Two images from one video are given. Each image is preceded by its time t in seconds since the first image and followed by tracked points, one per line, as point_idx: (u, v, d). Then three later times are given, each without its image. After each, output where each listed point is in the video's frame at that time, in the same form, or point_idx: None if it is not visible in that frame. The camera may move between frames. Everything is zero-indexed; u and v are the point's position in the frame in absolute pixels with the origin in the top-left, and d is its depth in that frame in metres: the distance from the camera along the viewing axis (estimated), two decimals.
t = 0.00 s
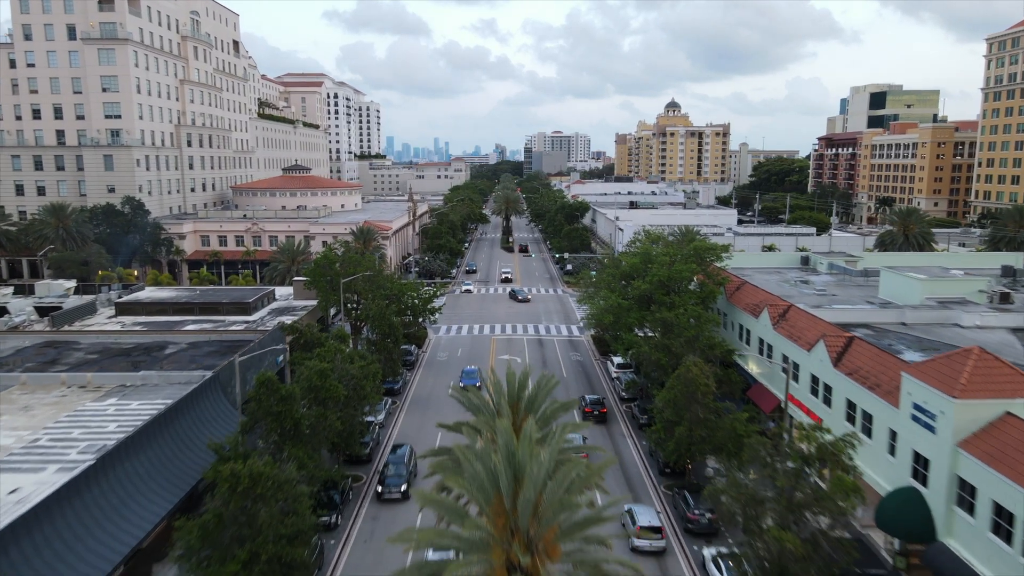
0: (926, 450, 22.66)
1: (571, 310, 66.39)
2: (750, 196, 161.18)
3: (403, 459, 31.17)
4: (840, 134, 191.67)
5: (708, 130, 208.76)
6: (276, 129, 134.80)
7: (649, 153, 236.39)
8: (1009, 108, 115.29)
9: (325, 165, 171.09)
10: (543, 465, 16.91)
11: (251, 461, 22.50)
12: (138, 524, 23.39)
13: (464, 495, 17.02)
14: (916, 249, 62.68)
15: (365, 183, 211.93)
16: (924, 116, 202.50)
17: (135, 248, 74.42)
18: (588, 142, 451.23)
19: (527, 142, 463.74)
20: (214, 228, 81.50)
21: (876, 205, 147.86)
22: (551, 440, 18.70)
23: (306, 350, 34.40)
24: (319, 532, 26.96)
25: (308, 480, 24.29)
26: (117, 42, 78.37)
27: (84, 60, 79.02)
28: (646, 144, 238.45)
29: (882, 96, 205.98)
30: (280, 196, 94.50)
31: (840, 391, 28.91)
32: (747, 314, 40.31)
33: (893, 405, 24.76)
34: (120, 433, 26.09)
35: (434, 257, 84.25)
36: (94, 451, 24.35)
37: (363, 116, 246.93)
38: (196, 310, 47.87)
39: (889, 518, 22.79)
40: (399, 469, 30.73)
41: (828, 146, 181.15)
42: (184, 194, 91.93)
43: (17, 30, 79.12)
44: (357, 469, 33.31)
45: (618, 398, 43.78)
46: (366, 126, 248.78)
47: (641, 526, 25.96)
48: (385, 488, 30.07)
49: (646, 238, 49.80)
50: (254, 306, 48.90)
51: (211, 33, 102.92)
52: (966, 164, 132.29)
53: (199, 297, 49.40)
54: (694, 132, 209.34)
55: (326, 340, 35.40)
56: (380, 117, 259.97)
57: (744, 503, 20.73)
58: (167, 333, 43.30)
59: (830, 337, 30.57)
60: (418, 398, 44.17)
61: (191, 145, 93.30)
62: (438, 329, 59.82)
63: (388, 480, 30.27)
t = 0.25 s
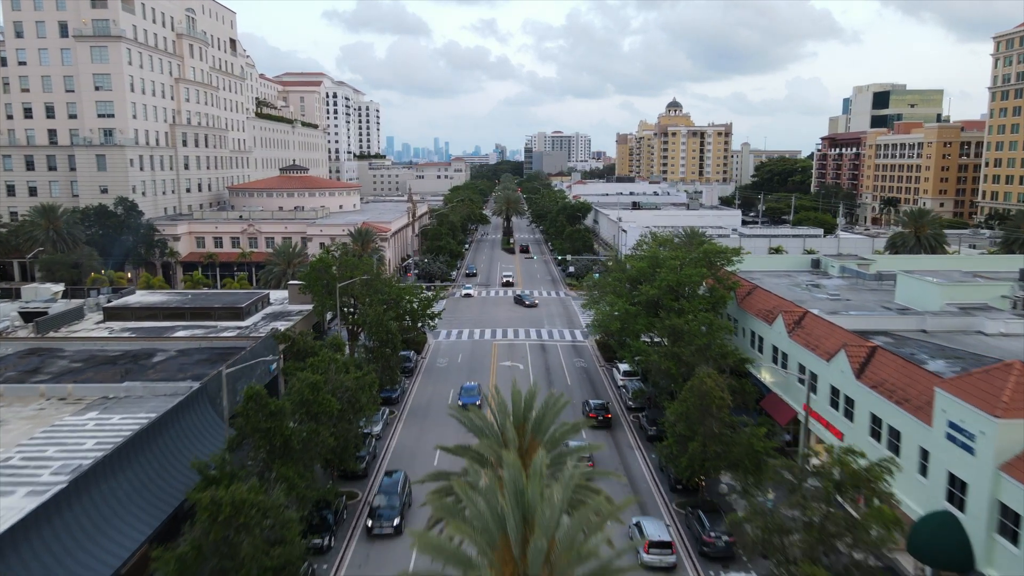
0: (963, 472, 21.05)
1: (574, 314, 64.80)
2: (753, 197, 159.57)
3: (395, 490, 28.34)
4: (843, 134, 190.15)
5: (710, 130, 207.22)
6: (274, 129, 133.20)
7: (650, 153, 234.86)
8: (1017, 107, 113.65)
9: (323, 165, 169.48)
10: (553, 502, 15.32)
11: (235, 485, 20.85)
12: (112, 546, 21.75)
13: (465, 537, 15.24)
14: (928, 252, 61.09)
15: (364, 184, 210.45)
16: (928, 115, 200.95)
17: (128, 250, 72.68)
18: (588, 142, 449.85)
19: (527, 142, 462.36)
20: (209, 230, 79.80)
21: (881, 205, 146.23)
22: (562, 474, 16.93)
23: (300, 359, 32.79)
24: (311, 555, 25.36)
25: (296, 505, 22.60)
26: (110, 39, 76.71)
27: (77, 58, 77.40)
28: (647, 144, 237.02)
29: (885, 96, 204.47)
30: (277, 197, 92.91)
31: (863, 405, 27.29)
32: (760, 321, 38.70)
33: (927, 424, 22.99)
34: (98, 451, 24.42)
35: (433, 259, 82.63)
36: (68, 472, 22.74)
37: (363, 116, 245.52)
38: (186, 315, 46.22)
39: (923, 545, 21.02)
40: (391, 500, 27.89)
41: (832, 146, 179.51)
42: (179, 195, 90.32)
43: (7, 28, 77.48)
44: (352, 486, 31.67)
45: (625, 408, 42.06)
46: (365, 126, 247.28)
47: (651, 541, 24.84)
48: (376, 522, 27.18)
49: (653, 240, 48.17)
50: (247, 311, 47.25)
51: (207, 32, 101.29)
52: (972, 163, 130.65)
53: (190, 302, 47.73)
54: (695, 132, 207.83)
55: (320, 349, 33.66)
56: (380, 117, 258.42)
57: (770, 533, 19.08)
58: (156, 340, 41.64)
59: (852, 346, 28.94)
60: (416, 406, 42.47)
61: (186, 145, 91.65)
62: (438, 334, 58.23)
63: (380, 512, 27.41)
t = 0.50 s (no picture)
0: (1011, 502, 19.19)
1: (578, 318, 62.94)
2: (757, 197, 157.80)
3: (386, 536, 25.18)
4: (847, 134, 188.31)
5: (712, 130, 205.43)
6: (271, 128, 131.31)
7: (651, 153, 233.18)
8: None
9: (322, 165, 167.65)
10: (568, 554, 13.42)
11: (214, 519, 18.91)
12: None
13: None
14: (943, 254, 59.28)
15: (363, 184, 208.69)
16: (932, 115, 199.21)
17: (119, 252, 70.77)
18: (588, 142, 448.34)
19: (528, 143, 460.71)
20: (203, 231, 77.92)
21: (887, 206, 144.46)
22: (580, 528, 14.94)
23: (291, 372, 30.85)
24: None
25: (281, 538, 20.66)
26: (102, 36, 74.79)
27: (67, 55, 75.46)
28: (648, 144, 235.26)
29: (889, 95, 202.80)
30: (273, 197, 91.06)
31: (894, 424, 25.40)
32: (776, 329, 36.80)
33: (970, 448, 21.10)
34: (68, 475, 22.51)
35: (433, 261, 80.77)
36: (33, 499, 20.82)
37: (362, 116, 243.81)
38: (175, 322, 44.34)
39: None
40: (382, 546, 24.75)
41: (836, 145, 177.76)
42: (173, 196, 88.44)
43: None
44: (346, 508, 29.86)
45: (634, 420, 40.10)
46: (364, 126, 245.46)
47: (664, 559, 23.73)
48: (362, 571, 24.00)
49: (662, 244, 46.29)
50: (239, 317, 45.36)
51: (202, 29, 99.38)
52: (979, 163, 128.89)
53: (179, 307, 45.85)
54: (698, 131, 206.06)
55: (312, 360, 31.72)
56: (379, 116, 256.52)
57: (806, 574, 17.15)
58: (142, 348, 39.76)
59: (880, 359, 27.06)
60: (415, 418, 40.57)
61: (180, 144, 89.72)
62: (438, 340, 56.42)
63: (368, 560, 24.28)
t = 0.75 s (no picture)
0: None
1: (582, 322, 61.26)
2: (760, 198, 156.19)
3: None
4: (850, 134, 186.85)
5: (714, 130, 203.81)
6: (268, 128, 129.52)
7: (653, 153, 231.55)
8: None
9: (320, 165, 165.94)
10: None
11: (190, 556, 17.16)
12: None
13: None
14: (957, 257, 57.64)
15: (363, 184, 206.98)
16: (936, 115, 197.63)
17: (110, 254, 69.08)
18: (589, 142, 446.90)
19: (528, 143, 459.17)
20: (197, 233, 76.25)
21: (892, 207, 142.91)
22: None
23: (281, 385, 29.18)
24: None
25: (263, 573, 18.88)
26: (94, 33, 73.09)
27: (59, 52, 73.76)
28: (650, 144, 233.66)
29: (892, 95, 201.23)
30: (270, 198, 89.38)
31: (926, 441, 23.77)
32: (790, 337, 35.21)
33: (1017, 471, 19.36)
34: (38, 500, 20.82)
35: (433, 263, 79.10)
36: None
37: (362, 115, 242.19)
38: (165, 328, 42.63)
39: None
40: None
41: (839, 145, 176.15)
42: (168, 196, 86.75)
43: None
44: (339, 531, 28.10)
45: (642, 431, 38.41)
46: (364, 125, 243.75)
47: None
48: None
49: (671, 247, 44.58)
50: (230, 323, 43.61)
51: (198, 26, 97.69)
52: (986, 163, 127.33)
53: (169, 313, 44.15)
54: (699, 131, 204.40)
55: (304, 371, 29.98)
56: (379, 116, 254.77)
57: None
58: (129, 356, 38.08)
59: (908, 372, 25.41)
60: (414, 429, 38.95)
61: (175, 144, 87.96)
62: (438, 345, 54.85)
63: None
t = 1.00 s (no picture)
0: None
1: (586, 328, 59.42)
2: (764, 199, 154.24)
3: None
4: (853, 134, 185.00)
5: (716, 130, 201.80)
6: (266, 127, 127.56)
7: (655, 152, 229.54)
8: None
9: (319, 164, 163.92)
10: None
11: None
12: None
13: None
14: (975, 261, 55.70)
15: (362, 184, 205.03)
16: (941, 114, 195.68)
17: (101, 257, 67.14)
18: (589, 142, 444.87)
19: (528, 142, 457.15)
20: (191, 235, 74.29)
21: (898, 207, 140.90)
22: None
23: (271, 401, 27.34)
24: None
25: None
26: (84, 29, 71.17)
27: (48, 50, 71.84)
28: (651, 144, 231.62)
29: (896, 94, 199.21)
30: (266, 199, 87.45)
31: (968, 467, 21.85)
32: (809, 347, 33.41)
33: None
34: None
35: (432, 266, 77.19)
36: None
37: (361, 114, 240.17)
38: (151, 336, 40.65)
39: None
40: None
41: (843, 145, 174.19)
42: (162, 197, 84.83)
43: None
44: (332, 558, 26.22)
45: (653, 445, 36.50)
46: (363, 125, 241.79)
47: None
48: None
49: (681, 251, 42.67)
50: (221, 330, 41.60)
51: (193, 24, 95.75)
52: (994, 163, 125.35)
53: (156, 319, 42.17)
54: (702, 131, 202.40)
55: (294, 386, 28.01)
56: (378, 115, 252.67)
57: None
58: (112, 366, 36.12)
59: (946, 389, 23.51)
60: (413, 443, 37.09)
61: (169, 143, 86.02)
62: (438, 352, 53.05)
63: None
